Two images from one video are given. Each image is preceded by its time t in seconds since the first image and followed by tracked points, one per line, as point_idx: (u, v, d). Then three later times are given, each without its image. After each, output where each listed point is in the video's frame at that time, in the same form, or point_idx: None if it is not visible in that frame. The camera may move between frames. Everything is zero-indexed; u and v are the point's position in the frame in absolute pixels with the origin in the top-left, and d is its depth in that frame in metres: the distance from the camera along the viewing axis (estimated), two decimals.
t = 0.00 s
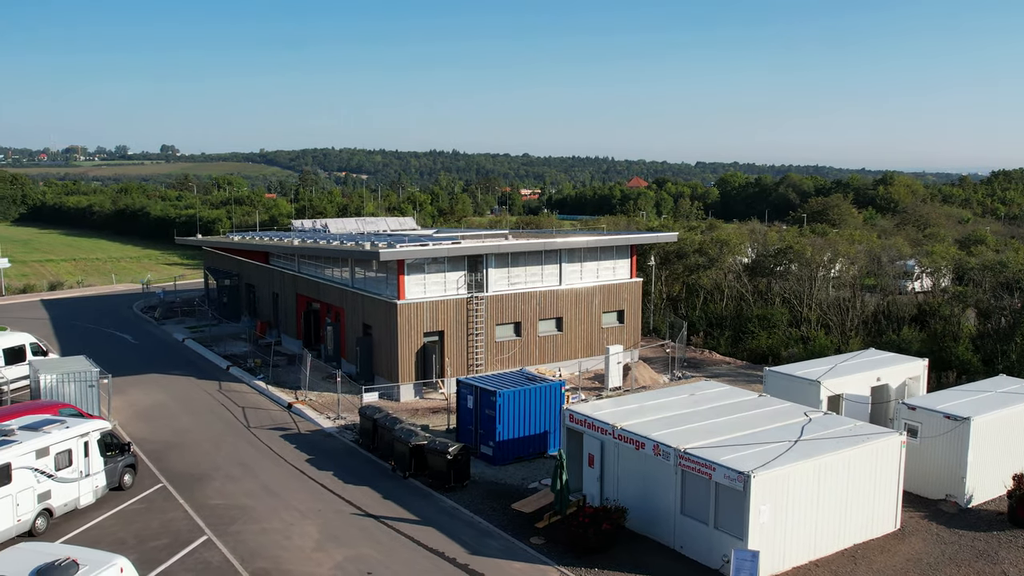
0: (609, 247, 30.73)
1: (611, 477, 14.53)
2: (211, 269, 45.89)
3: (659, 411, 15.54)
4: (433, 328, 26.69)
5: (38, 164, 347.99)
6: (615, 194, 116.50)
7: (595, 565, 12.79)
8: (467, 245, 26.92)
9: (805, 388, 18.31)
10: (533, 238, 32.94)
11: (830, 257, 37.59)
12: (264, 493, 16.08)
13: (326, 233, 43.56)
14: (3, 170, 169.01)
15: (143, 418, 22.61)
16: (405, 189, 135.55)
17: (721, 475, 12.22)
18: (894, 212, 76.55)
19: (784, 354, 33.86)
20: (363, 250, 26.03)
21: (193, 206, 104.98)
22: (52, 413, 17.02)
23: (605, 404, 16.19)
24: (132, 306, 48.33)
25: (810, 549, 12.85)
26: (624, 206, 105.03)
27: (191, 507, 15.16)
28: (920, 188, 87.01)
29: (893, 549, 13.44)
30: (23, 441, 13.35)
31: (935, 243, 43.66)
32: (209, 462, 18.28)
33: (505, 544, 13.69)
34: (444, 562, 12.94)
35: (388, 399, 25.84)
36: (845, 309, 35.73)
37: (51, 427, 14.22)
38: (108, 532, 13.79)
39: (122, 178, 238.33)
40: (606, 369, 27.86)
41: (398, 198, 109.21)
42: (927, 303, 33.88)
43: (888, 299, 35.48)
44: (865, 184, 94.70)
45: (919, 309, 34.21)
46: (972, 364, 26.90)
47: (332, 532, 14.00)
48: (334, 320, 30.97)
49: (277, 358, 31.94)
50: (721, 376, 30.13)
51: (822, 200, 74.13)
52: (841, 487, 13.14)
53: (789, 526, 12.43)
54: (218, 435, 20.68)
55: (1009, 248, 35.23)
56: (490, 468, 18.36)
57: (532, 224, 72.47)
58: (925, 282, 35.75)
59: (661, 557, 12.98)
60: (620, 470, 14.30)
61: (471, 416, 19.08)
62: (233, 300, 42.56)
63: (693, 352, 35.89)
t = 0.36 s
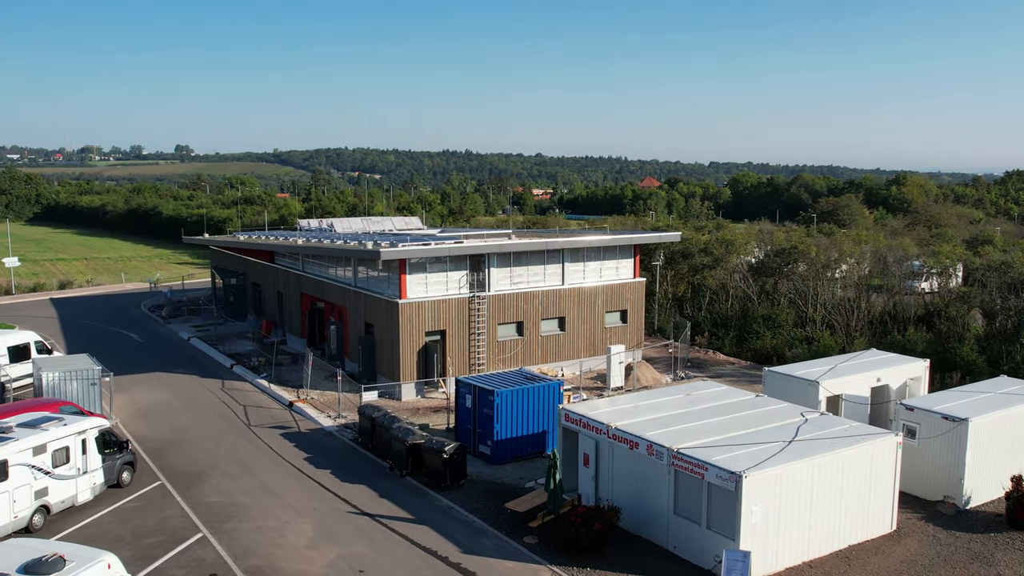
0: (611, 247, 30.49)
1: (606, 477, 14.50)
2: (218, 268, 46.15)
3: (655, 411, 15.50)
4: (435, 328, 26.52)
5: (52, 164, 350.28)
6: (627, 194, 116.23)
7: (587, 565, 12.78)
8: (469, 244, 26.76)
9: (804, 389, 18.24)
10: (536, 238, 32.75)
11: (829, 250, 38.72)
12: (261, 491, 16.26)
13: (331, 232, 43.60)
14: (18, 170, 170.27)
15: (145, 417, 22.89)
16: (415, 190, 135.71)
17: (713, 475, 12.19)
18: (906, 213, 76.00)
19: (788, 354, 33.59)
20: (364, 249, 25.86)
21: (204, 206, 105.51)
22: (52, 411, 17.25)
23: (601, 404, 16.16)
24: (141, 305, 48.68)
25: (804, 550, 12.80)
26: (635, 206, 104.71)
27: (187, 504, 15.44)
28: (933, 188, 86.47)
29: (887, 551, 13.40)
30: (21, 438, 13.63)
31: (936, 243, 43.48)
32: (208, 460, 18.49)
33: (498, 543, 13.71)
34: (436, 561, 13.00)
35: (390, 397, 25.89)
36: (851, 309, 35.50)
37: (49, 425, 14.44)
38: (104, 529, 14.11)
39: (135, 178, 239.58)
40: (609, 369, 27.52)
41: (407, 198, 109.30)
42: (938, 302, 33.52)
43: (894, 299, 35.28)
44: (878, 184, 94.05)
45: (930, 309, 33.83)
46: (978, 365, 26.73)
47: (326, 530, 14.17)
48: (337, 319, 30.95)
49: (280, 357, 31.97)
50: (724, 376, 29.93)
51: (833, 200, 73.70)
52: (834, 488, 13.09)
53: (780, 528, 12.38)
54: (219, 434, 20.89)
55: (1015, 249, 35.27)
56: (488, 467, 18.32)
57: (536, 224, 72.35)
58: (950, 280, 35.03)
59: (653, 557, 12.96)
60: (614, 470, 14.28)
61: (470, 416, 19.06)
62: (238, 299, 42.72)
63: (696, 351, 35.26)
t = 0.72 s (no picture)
0: (611, 247, 30.39)
1: (597, 477, 14.50)
2: (221, 268, 46.33)
3: (647, 411, 15.49)
4: (433, 327, 26.51)
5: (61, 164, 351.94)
6: (635, 194, 115.98)
7: (576, 565, 12.79)
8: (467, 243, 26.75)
9: (799, 389, 18.19)
10: (536, 237, 32.66)
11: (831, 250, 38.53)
12: (255, 490, 16.42)
13: (333, 232, 43.64)
14: (28, 170, 171.10)
15: (144, 415, 23.11)
16: (422, 190, 135.81)
17: (701, 475, 12.17)
18: (915, 212, 75.52)
19: (788, 354, 33.28)
20: (362, 249, 25.91)
21: (212, 206, 105.83)
22: (48, 409, 17.67)
23: (593, 403, 16.13)
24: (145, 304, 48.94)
25: (794, 551, 12.77)
26: (642, 205, 104.47)
27: (181, 503, 15.66)
28: (943, 188, 85.95)
29: (877, 552, 13.37)
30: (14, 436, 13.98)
31: (939, 243, 43.28)
32: (204, 458, 18.66)
33: (487, 541, 13.75)
34: (425, 559, 13.07)
35: (389, 396, 25.95)
36: (853, 310, 35.36)
37: (42, 423, 14.78)
38: (98, 527, 14.37)
39: (144, 177, 240.48)
40: (607, 369, 27.34)
41: (414, 197, 109.30)
42: (942, 301, 33.26)
43: (899, 300, 34.81)
44: (887, 184, 93.53)
45: (935, 309, 33.53)
46: (978, 365, 26.62)
47: (317, 529, 14.29)
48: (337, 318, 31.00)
49: (280, 356, 32.07)
50: (723, 376, 29.69)
51: (840, 200, 73.36)
52: (825, 488, 13.05)
53: (769, 528, 12.35)
54: (216, 432, 21.05)
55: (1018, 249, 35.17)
56: (483, 466, 18.33)
57: (539, 224, 72.19)
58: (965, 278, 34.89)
59: (642, 557, 12.96)
60: (605, 470, 14.27)
61: (465, 415, 19.06)
62: (241, 299, 42.84)
63: (697, 351, 35.08)
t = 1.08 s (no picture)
0: (612, 247, 30.32)
1: (588, 477, 14.49)
2: (224, 267, 46.49)
3: (639, 411, 15.47)
4: (431, 327, 26.52)
5: (71, 164, 353.68)
6: (642, 194, 115.78)
7: (564, 565, 12.79)
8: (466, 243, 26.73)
9: (793, 390, 18.15)
10: (535, 237, 32.57)
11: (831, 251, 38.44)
12: (248, 489, 16.54)
13: (335, 232, 43.70)
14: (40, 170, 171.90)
15: (142, 414, 23.28)
16: (429, 190, 135.95)
17: (690, 476, 12.16)
18: (923, 212, 75.14)
19: (788, 354, 32.89)
20: (360, 249, 25.94)
21: (220, 206, 106.23)
22: (45, 408, 18.10)
23: (586, 404, 16.12)
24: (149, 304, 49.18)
25: (783, 552, 12.74)
26: (648, 205, 104.28)
27: (174, 502, 15.85)
28: (952, 188, 85.54)
29: (868, 554, 13.32)
30: (8, 435, 14.39)
31: (943, 243, 43.06)
32: (199, 457, 18.79)
33: (477, 541, 13.77)
34: (414, 558, 13.13)
35: (387, 396, 25.99)
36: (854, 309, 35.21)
37: (36, 421, 15.21)
38: (91, 525, 14.59)
39: (154, 178, 241.35)
40: (605, 368, 27.30)
41: (420, 197, 109.34)
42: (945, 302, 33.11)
43: (901, 300, 34.56)
44: (896, 184, 93.11)
45: (937, 309, 33.39)
46: (979, 365, 26.51)
47: (308, 528, 14.38)
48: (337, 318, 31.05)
49: (280, 355, 32.16)
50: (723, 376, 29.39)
51: (847, 200, 73.09)
52: (815, 489, 13.01)
53: (758, 529, 12.32)
54: (212, 431, 21.17)
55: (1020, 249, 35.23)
56: (477, 466, 18.34)
57: (543, 225, 72.09)
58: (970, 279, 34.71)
59: (631, 557, 12.95)
60: (595, 470, 14.26)
61: (459, 415, 19.08)
62: (243, 298, 42.96)
63: (697, 351, 34.59)
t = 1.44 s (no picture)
0: (612, 247, 30.29)
1: (579, 477, 14.49)
2: (227, 267, 46.65)
3: (630, 411, 15.45)
4: (429, 327, 26.53)
5: (81, 164, 355.35)
6: (650, 194, 115.54)
7: (552, 565, 12.80)
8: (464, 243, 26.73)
9: (787, 391, 18.11)
10: (535, 237, 32.55)
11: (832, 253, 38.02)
12: (241, 488, 16.63)
13: (337, 232, 43.78)
14: (50, 170, 172.92)
15: (140, 413, 23.42)
16: (437, 190, 136.00)
17: (677, 476, 12.15)
18: (931, 212, 74.72)
19: (788, 354, 32.88)
20: (358, 249, 25.97)
21: (227, 206, 106.57)
22: (41, 408, 18.29)
23: (578, 404, 16.11)
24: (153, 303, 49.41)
25: (772, 553, 12.72)
26: (655, 205, 104.08)
27: (167, 500, 15.96)
28: (962, 189, 85.07)
29: (858, 555, 13.29)
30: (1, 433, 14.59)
31: (947, 244, 42.84)
32: (194, 456, 18.90)
33: (467, 540, 13.80)
34: (402, 557, 13.17)
35: (385, 396, 26.02)
36: (855, 310, 35.05)
37: (30, 420, 15.41)
38: (84, 523, 14.73)
39: (163, 178, 242.37)
40: (603, 369, 27.30)
41: (426, 197, 109.40)
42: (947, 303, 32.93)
43: (902, 300, 34.52)
44: (906, 184, 92.61)
45: (939, 310, 33.19)
46: (980, 366, 26.35)
47: (299, 527, 14.46)
48: (336, 318, 31.11)
49: (280, 355, 32.25)
50: (722, 376, 29.44)
51: (854, 200, 72.77)
52: (805, 490, 12.99)
53: (746, 530, 12.30)
54: (209, 429, 21.28)
55: None
56: (471, 466, 18.34)
57: (547, 225, 72.05)
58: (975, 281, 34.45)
59: (620, 558, 12.96)
60: (586, 470, 14.26)
61: (454, 415, 19.09)
62: (245, 298, 43.10)
63: (697, 351, 34.54)
